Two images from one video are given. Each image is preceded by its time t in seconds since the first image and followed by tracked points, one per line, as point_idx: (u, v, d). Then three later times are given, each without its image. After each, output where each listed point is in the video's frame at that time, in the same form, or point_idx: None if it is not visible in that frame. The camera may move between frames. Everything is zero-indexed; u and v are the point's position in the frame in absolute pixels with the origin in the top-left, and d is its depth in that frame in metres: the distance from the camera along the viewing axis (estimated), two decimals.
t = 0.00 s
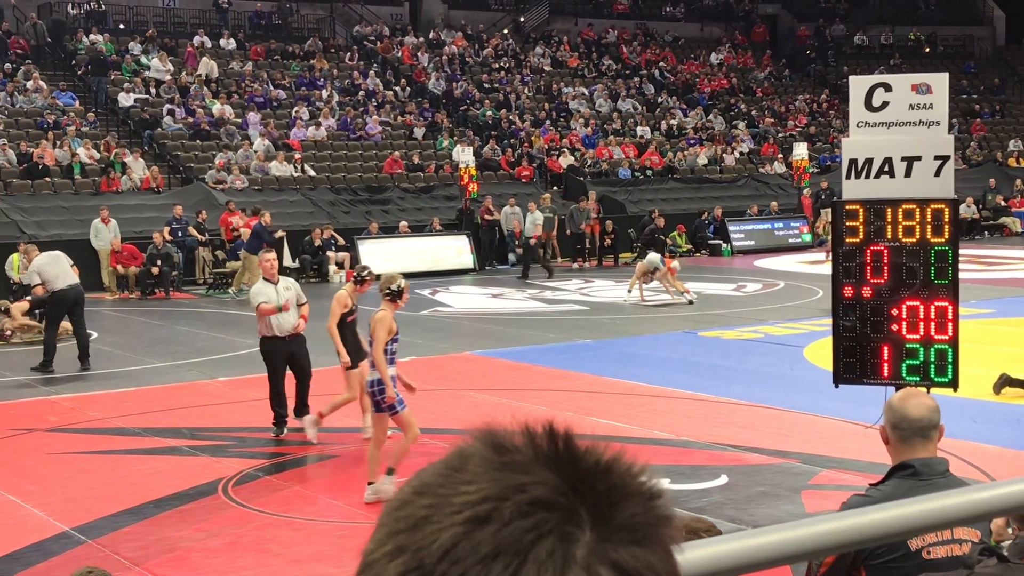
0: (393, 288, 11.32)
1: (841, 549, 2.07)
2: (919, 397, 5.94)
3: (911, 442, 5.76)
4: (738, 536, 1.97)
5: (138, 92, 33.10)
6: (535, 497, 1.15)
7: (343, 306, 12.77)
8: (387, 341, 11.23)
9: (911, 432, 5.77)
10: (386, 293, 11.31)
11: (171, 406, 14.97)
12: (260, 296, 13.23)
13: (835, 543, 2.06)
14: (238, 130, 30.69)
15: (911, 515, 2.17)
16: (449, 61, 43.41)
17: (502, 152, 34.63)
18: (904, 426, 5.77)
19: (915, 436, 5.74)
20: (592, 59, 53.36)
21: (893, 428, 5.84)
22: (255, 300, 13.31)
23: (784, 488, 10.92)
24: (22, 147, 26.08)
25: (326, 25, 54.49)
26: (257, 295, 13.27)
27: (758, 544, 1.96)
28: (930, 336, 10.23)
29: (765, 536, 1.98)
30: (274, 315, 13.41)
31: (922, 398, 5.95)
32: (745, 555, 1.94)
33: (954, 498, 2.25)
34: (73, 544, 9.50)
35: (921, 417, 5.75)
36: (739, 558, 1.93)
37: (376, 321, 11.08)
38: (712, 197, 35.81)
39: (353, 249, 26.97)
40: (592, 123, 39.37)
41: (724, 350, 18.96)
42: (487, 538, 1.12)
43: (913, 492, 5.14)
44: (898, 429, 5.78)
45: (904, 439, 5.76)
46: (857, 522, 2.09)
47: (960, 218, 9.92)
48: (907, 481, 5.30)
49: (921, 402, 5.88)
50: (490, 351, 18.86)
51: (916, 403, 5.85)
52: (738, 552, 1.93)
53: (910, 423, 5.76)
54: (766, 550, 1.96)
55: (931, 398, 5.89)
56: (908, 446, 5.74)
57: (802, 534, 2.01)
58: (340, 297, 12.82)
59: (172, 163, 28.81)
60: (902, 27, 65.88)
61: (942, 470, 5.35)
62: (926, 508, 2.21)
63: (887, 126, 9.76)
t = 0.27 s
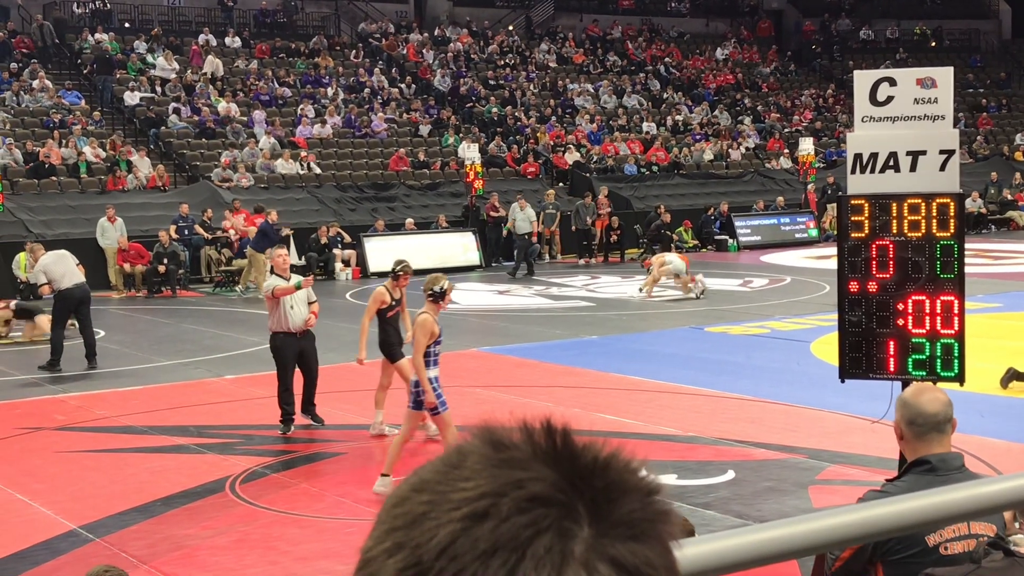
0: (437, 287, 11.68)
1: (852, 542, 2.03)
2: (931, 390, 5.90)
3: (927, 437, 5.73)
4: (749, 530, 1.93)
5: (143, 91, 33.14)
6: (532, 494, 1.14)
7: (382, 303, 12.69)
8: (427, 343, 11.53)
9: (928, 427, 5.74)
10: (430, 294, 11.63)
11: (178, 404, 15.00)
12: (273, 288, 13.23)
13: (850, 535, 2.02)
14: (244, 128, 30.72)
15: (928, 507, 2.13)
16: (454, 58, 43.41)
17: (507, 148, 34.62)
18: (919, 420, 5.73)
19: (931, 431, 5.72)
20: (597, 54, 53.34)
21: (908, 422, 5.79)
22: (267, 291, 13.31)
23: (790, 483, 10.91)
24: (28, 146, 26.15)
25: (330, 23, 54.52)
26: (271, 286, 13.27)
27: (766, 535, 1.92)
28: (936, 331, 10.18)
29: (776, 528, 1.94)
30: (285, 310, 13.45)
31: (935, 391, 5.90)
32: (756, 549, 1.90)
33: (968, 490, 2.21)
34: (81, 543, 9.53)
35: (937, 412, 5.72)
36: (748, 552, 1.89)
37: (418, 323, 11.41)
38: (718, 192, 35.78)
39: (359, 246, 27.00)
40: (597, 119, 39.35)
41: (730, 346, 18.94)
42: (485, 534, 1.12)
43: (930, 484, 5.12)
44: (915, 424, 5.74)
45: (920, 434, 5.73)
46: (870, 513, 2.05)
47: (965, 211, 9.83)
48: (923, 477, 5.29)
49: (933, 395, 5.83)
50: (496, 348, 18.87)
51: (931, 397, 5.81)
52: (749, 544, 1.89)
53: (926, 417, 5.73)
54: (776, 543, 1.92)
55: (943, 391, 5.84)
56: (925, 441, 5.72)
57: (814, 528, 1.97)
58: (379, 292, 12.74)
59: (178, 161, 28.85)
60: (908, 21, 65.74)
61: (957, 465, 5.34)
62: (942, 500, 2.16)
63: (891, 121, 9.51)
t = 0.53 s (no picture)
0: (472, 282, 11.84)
1: (856, 539, 2.02)
2: (943, 389, 5.79)
3: (941, 434, 5.59)
4: (752, 527, 1.92)
5: (146, 90, 33.16)
6: (537, 491, 1.14)
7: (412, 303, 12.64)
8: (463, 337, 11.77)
9: (942, 424, 5.60)
10: (465, 287, 11.80)
11: (181, 403, 15.02)
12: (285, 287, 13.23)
13: (853, 533, 2.01)
14: (247, 126, 30.73)
15: (934, 504, 2.11)
16: (457, 55, 43.38)
17: (511, 146, 34.59)
18: (934, 417, 5.61)
19: (946, 427, 5.58)
20: (600, 51, 53.30)
21: (922, 420, 5.66)
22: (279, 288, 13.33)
23: (794, 480, 10.90)
24: (32, 146, 26.18)
25: (333, 21, 54.50)
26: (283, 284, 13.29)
27: (769, 533, 1.91)
28: (940, 327, 10.15)
29: (778, 526, 1.93)
30: (296, 307, 13.48)
31: (947, 390, 5.80)
32: (759, 546, 1.89)
33: (975, 487, 2.20)
34: (86, 542, 9.55)
35: (951, 408, 5.61)
36: (751, 549, 1.89)
37: (452, 318, 11.56)
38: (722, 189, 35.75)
39: (362, 245, 27.01)
40: (600, 116, 39.31)
41: (734, 343, 18.93)
42: (488, 532, 1.12)
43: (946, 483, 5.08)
44: (929, 421, 5.61)
45: (934, 430, 5.59)
46: (875, 511, 2.04)
47: (969, 207, 9.82)
48: (938, 475, 5.25)
49: (946, 393, 5.73)
50: (500, 345, 18.88)
51: (943, 394, 5.71)
52: (752, 541, 1.89)
53: (940, 414, 5.60)
54: (779, 539, 1.91)
55: (955, 389, 5.75)
56: (940, 438, 5.57)
57: (817, 525, 1.96)
58: (409, 293, 12.71)
59: (181, 160, 28.87)
60: (912, 17, 65.61)
61: (971, 464, 5.29)
62: (948, 497, 2.15)
63: (895, 117, 9.52)
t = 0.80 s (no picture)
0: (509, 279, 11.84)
1: (862, 535, 2.02)
2: (952, 386, 5.77)
3: (951, 431, 5.54)
4: (758, 525, 1.92)
5: (150, 90, 33.16)
6: (542, 488, 1.15)
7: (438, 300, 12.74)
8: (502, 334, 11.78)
9: (952, 420, 5.56)
10: (500, 286, 11.81)
11: (186, 403, 15.04)
12: (289, 295, 13.36)
13: (858, 529, 2.01)
14: (250, 126, 30.73)
15: (938, 501, 2.11)
16: (461, 54, 43.37)
17: (515, 145, 34.54)
18: (944, 415, 5.56)
19: (956, 424, 5.54)
20: (604, 50, 53.29)
21: (931, 418, 5.61)
22: (285, 295, 13.45)
23: (799, 478, 10.90)
24: (36, 146, 26.19)
25: (337, 21, 54.51)
26: (289, 290, 13.39)
27: (774, 530, 1.91)
28: (944, 324, 10.12)
29: (783, 524, 1.93)
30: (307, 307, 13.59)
31: (956, 388, 5.78)
32: (764, 545, 1.89)
33: (980, 483, 2.19)
34: (91, 541, 9.57)
35: (962, 405, 5.57)
36: (756, 547, 1.88)
37: (491, 317, 11.62)
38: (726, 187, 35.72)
39: (366, 244, 27.03)
40: (604, 115, 39.31)
41: (739, 340, 18.92)
42: (495, 529, 1.12)
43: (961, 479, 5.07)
44: (940, 418, 5.56)
45: (944, 427, 5.55)
46: (879, 508, 2.05)
47: (974, 204, 9.85)
48: (950, 473, 5.24)
49: (954, 390, 5.70)
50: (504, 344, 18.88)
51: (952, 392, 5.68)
52: (757, 539, 1.89)
53: (951, 410, 5.56)
54: (784, 537, 1.91)
55: (964, 386, 5.72)
56: (950, 436, 5.53)
57: (822, 523, 1.96)
58: (436, 291, 12.79)
59: (185, 159, 28.88)
60: (916, 14, 65.52)
61: (981, 462, 5.29)
62: (953, 494, 2.15)
63: (899, 114, 9.40)
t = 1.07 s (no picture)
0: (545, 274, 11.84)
1: (862, 534, 2.02)
2: (953, 384, 5.73)
3: (952, 429, 5.49)
4: (757, 523, 1.91)
5: (154, 88, 33.20)
6: (545, 487, 1.15)
7: (468, 298, 12.79)
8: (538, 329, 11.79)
9: (953, 418, 5.51)
10: (535, 280, 11.83)
11: (190, 402, 15.05)
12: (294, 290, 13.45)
13: (856, 528, 2.01)
14: (254, 125, 30.72)
15: (938, 500, 2.11)
16: (464, 52, 43.37)
17: (518, 143, 34.51)
18: (944, 412, 5.52)
19: (958, 422, 5.48)
20: (607, 47, 53.25)
21: (932, 416, 5.57)
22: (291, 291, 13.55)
23: (804, 475, 10.90)
24: (40, 145, 26.22)
25: (340, 20, 54.51)
26: (294, 287, 13.49)
27: (772, 530, 1.91)
28: (949, 322, 10.11)
29: (782, 522, 1.92)
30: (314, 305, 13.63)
31: (957, 385, 5.73)
32: (763, 544, 1.88)
33: (980, 481, 2.19)
34: (96, 540, 9.58)
35: (962, 403, 5.53)
36: (755, 546, 1.87)
37: (526, 310, 11.62)
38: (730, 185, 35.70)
39: (370, 242, 27.05)
40: (608, 113, 39.30)
41: (743, 338, 18.91)
42: (497, 528, 1.12)
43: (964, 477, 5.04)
44: (939, 415, 5.52)
45: (945, 426, 5.50)
46: (878, 504, 2.04)
47: (977, 201, 9.80)
48: (952, 470, 5.22)
49: (956, 388, 5.65)
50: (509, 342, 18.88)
51: (953, 389, 5.64)
52: (757, 538, 1.88)
53: (951, 408, 5.52)
54: (783, 535, 1.91)
55: (965, 383, 5.68)
56: (952, 434, 5.47)
57: (820, 521, 1.95)
58: (466, 288, 12.85)
59: (188, 158, 28.90)
60: (920, 11, 65.43)
61: (983, 459, 5.24)
62: (953, 491, 2.14)
63: (902, 111, 9.32)
